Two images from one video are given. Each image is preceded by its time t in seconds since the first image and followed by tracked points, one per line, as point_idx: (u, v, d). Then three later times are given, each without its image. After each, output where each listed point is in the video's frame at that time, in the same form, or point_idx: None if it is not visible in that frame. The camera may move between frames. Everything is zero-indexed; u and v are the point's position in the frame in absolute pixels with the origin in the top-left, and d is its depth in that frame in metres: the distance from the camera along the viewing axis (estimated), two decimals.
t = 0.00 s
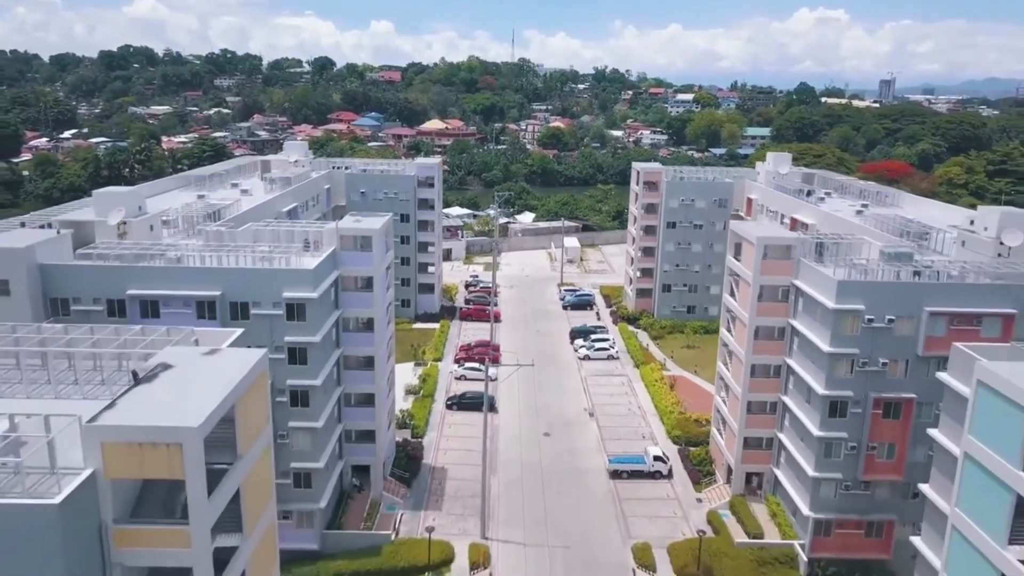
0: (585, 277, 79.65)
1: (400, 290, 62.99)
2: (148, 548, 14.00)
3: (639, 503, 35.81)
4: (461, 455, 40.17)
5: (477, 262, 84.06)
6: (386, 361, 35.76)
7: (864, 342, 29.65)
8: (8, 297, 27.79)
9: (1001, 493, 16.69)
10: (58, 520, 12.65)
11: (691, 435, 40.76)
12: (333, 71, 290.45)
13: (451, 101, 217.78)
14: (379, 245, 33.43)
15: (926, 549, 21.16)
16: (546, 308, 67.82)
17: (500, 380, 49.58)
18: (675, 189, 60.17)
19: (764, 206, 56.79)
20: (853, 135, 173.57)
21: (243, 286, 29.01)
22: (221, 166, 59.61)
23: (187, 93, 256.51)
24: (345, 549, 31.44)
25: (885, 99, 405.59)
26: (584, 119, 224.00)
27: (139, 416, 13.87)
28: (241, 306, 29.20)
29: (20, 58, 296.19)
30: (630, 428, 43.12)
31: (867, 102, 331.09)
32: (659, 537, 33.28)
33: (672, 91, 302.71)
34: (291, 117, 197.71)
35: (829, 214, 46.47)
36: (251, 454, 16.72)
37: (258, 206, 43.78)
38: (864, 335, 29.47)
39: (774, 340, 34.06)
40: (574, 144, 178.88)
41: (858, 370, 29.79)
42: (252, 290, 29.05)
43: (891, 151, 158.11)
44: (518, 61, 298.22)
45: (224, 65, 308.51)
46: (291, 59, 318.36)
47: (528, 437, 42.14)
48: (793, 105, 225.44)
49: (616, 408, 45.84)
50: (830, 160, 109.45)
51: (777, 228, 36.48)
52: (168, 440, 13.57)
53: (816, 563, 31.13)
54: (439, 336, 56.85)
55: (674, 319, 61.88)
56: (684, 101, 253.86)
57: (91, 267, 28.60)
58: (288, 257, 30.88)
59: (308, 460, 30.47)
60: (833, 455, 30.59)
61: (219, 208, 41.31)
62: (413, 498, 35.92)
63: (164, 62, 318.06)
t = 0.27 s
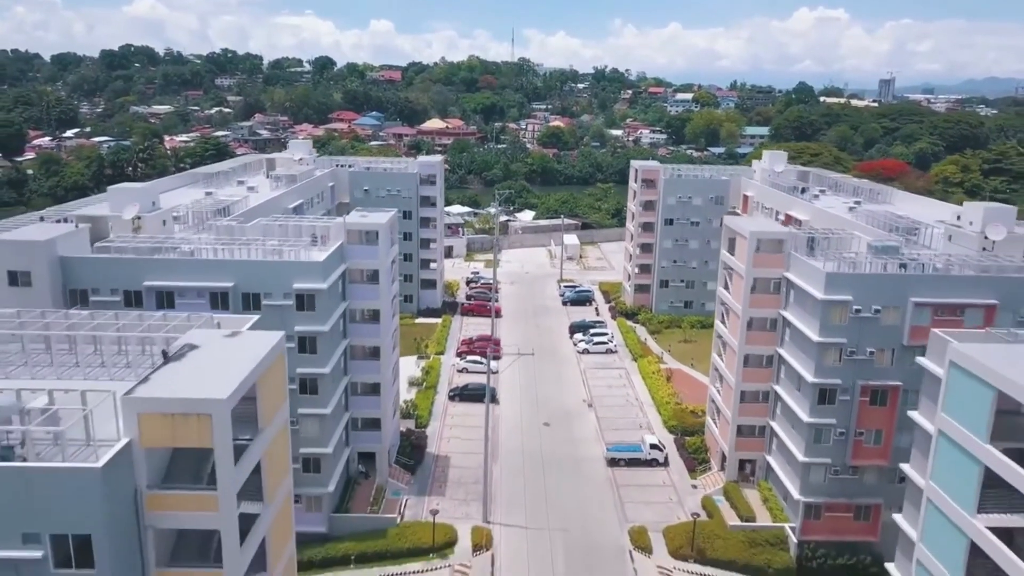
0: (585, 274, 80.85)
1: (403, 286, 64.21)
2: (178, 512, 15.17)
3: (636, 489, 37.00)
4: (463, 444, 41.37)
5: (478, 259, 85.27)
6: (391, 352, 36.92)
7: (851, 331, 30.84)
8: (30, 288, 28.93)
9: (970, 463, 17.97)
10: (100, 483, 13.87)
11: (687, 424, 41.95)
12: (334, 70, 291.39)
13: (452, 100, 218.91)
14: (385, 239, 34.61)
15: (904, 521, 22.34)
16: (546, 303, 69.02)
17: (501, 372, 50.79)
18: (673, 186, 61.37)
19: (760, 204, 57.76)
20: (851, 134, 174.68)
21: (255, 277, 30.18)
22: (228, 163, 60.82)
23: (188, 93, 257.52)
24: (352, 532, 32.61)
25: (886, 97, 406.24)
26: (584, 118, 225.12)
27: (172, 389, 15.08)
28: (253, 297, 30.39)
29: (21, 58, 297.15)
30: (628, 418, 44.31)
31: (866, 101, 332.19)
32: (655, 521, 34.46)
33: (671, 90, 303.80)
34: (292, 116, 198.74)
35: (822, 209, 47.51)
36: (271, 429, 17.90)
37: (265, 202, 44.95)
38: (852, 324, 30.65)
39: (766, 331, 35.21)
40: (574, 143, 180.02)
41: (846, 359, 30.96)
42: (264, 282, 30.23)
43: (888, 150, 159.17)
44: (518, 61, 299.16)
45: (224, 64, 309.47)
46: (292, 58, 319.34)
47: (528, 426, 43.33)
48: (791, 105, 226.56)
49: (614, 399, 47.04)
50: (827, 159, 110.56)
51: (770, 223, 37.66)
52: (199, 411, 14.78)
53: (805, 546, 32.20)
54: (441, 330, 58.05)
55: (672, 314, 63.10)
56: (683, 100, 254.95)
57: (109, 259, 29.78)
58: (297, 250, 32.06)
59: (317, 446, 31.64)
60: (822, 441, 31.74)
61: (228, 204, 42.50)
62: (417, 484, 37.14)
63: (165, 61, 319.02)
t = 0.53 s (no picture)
0: (584, 271, 82.07)
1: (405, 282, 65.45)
2: (204, 481, 16.36)
3: (633, 476, 38.18)
4: (465, 433, 42.58)
5: (479, 257, 86.47)
6: (395, 343, 38.14)
7: (839, 322, 32.04)
8: (50, 280, 30.10)
9: (944, 440, 19.07)
10: (134, 451, 15.07)
11: (682, 414, 43.16)
12: (334, 70, 292.43)
13: (452, 100, 220.04)
14: (390, 234, 35.82)
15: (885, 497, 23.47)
16: (546, 299, 70.24)
17: (501, 365, 52.00)
18: (670, 184, 62.56)
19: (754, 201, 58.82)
20: (850, 133, 175.80)
21: (266, 270, 31.37)
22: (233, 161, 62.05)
23: (189, 92, 258.63)
24: (358, 515, 33.78)
25: (886, 97, 407.27)
26: (584, 118, 226.24)
27: (199, 367, 16.27)
28: (263, 289, 31.59)
29: (22, 57, 298.17)
30: (625, 409, 45.52)
31: (864, 101, 333.35)
32: (651, 506, 35.64)
33: (671, 90, 304.96)
34: (293, 115, 199.93)
35: (814, 206, 48.64)
36: (289, 407, 19.06)
37: (272, 198, 46.15)
38: (840, 315, 31.86)
39: (759, 323, 36.44)
40: (574, 143, 181.25)
41: (834, 348, 32.18)
42: (274, 274, 31.43)
43: (886, 149, 160.25)
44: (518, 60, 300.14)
45: (225, 63, 310.61)
46: (292, 58, 320.38)
47: (528, 417, 44.52)
48: (790, 104, 227.66)
49: (612, 391, 48.26)
50: (824, 158, 111.78)
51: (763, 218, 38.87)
52: (224, 386, 15.94)
53: (795, 529, 33.28)
54: (443, 325, 59.28)
55: (669, 310, 64.34)
56: (683, 100, 255.92)
57: (126, 252, 30.97)
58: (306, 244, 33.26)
59: (325, 432, 32.82)
60: (812, 427, 32.91)
61: (237, 200, 43.72)
62: (420, 471, 38.32)
63: (166, 60, 320.11)
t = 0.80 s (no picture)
0: (583, 268, 83.29)
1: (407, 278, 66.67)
2: (226, 454, 17.57)
3: (631, 464, 39.36)
4: (466, 424, 43.80)
5: (480, 254, 87.71)
6: (399, 335, 39.30)
7: (829, 313, 33.22)
8: (68, 272, 31.31)
9: (919, 419, 20.32)
10: (163, 423, 16.33)
11: (678, 405, 44.38)
12: (334, 70, 293.55)
13: (452, 100, 221.17)
14: (394, 229, 36.99)
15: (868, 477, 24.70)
16: (546, 295, 71.47)
17: (502, 359, 53.22)
18: (668, 181, 63.72)
19: (750, 198, 59.88)
20: (848, 132, 176.94)
21: (275, 263, 32.54)
22: (239, 160, 63.25)
23: (190, 92, 259.78)
24: (364, 501, 34.96)
25: (885, 97, 408.40)
26: (583, 117, 227.48)
27: (220, 348, 17.44)
28: (273, 282, 32.78)
29: (24, 57, 299.34)
30: (622, 401, 46.71)
31: (863, 100, 334.48)
32: (647, 493, 36.83)
33: (670, 89, 306.07)
34: (294, 115, 201.10)
35: (808, 203, 49.78)
36: (304, 387, 20.21)
37: (278, 195, 47.29)
38: (829, 306, 33.04)
39: (752, 315, 37.65)
40: (573, 142, 182.44)
41: (824, 339, 33.35)
42: (284, 267, 32.61)
43: (884, 149, 161.40)
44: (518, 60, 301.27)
45: (225, 63, 311.76)
46: (293, 57, 321.48)
47: (528, 408, 45.72)
48: (789, 104, 228.82)
49: (610, 383, 49.48)
50: (821, 156, 113.03)
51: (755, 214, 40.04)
52: (245, 365, 17.10)
53: (787, 514, 34.42)
54: (445, 320, 60.48)
55: (666, 306, 65.58)
56: (682, 99, 257.06)
57: (140, 246, 32.07)
58: (314, 238, 34.43)
59: (332, 420, 34.01)
60: (802, 416, 34.10)
61: (244, 197, 44.88)
62: (424, 459, 39.52)
63: (166, 60, 321.25)
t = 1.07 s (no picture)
0: (582, 265, 84.51)
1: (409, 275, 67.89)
2: (245, 430, 18.77)
3: (628, 453, 40.56)
4: (468, 415, 44.99)
5: (480, 251, 88.92)
6: (403, 327, 40.50)
7: (818, 305, 34.43)
8: (84, 266, 32.54)
9: (896, 400, 21.53)
10: (188, 401, 17.56)
11: (674, 396, 45.62)
12: (335, 70, 294.63)
13: (452, 99, 222.24)
14: (398, 225, 38.19)
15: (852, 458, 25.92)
16: (545, 292, 72.68)
17: (502, 353, 54.44)
18: (664, 180, 64.90)
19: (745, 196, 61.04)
20: (846, 132, 178.06)
21: (284, 257, 33.73)
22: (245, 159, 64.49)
23: (191, 92, 260.88)
24: (369, 487, 36.15)
25: (884, 96, 409.58)
26: (583, 117, 228.65)
27: (241, 331, 18.65)
28: (282, 275, 33.97)
29: (25, 57, 300.48)
30: (620, 392, 47.93)
31: (861, 99, 335.70)
32: (643, 480, 38.04)
33: (669, 89, 307.08)
34: (295, 115, 202.23)
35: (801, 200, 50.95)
36: (317, 370, 21.41)
37: (285, 192, 48.46)
38: (819, 298, 34.23)
39: (745, 308, 38.88)
40: (573, 141, 183.56)
41: (813, 330, 34.57)
42: (293, 260, 33.80)
43: (881, 148, 162.56)
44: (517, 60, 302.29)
45: (226, 63, 312.86)
46: (294, 57, 322.59)
47: (528, 399, 46.94)
48: (787, 103, 229.93)
49: (608, 376, 50.72)
50: (817, 155, 114.20)
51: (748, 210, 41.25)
52: (264, 348, 18.30)
53: (778, 499, 35.58)
54: (446, 315, 61.70)
55: (664, 301, 66.83)
56: (681, 99, 258.26)
57: (153, 241, 33.27)
58: (321, 233, 35.62)
59: (339, 409, 35.22)
60: (793, 404, 35.37)
61: (252, 195, 46.09)
62: (426, 448, 40.73)
63: (168, 60, 322.38)
